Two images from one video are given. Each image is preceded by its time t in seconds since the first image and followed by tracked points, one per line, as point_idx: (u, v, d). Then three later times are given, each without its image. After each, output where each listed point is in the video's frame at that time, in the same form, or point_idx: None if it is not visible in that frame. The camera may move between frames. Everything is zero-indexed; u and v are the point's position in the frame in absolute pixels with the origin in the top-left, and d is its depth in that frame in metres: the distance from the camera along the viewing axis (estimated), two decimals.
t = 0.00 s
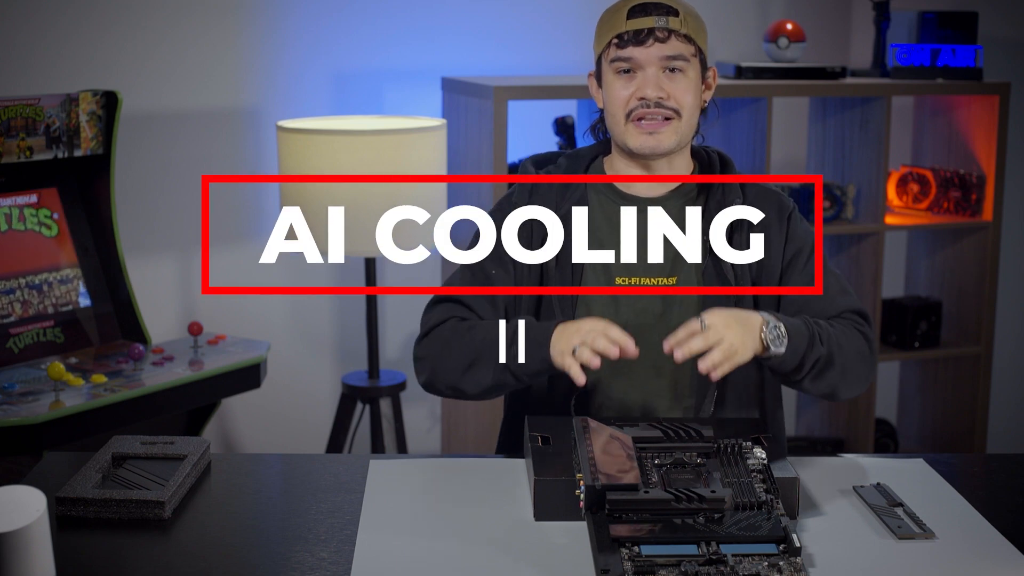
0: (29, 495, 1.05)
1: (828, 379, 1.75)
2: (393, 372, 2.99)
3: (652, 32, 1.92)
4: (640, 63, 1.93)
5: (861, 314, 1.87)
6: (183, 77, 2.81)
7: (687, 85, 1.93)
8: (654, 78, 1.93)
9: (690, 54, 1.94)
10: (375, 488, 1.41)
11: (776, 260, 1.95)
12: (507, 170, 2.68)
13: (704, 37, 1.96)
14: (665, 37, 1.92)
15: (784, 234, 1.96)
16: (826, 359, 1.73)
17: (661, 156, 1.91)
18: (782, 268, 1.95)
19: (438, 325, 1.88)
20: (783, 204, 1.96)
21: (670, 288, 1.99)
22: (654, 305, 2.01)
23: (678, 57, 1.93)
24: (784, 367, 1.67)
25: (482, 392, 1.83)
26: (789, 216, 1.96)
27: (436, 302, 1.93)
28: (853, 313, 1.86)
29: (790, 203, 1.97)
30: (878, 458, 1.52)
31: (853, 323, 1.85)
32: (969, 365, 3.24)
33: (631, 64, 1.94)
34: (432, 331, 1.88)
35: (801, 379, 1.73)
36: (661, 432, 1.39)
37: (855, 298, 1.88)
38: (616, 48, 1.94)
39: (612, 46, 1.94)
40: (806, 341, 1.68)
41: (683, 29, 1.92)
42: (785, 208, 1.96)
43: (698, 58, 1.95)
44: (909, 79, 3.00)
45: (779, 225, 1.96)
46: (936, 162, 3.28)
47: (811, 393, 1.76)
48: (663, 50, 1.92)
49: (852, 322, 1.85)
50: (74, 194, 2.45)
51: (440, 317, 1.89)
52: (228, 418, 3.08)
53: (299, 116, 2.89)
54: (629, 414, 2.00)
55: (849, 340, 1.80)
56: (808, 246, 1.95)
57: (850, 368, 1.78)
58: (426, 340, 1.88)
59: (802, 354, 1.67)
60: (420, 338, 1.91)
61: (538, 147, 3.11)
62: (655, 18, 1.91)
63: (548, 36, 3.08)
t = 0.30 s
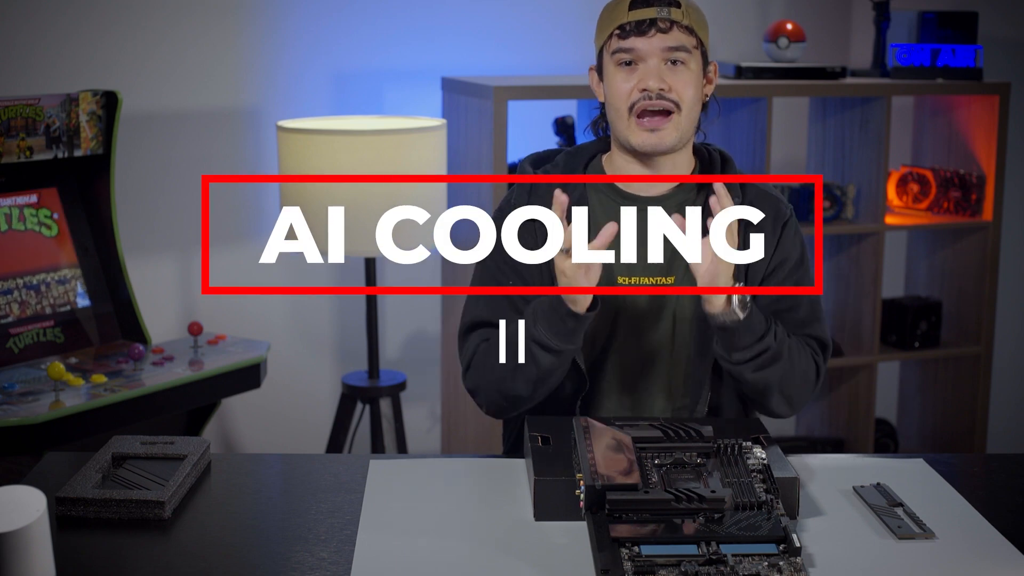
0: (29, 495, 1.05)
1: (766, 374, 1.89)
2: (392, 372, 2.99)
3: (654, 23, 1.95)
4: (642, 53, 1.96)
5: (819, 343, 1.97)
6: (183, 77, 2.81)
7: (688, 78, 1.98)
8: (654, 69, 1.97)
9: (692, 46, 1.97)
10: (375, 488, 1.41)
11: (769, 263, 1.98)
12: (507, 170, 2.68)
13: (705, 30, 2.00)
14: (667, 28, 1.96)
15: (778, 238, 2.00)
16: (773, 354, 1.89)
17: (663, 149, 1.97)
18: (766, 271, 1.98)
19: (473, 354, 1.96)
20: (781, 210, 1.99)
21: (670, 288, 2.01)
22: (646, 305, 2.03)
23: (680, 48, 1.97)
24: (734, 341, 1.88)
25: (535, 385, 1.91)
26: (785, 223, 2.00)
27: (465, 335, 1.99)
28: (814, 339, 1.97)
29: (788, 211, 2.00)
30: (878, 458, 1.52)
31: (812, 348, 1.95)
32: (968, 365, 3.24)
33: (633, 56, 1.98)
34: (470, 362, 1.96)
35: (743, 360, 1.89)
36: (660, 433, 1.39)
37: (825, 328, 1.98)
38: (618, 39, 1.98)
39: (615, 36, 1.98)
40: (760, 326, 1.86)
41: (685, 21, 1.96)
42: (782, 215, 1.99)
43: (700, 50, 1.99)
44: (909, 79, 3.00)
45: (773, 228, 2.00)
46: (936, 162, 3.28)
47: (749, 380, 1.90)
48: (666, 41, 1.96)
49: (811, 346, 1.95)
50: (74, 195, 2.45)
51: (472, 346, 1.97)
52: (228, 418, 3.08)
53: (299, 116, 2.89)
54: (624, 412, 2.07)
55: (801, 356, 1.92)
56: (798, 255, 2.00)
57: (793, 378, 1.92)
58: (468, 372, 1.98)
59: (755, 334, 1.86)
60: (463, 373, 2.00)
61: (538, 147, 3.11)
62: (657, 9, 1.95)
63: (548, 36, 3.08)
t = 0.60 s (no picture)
0: (28, 495, 1.05)
1: (761, 405, 1.98)
2: (392, 372, 2.99)
3: (651, 34, 1.90)
4: (639, 67, 1.92)
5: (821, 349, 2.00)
6: (183, 77, 2.81)
7: (685, 88, 1.94)
8: (652, 83, 1.93)
9: (688, 55, 1.93)
10: (374, 488, 1.41)
11: (769, 267, 1.98)
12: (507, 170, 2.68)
13: (700, 33, 1.95)
14: (663, 40, 1.91)
15: (778, 241, 2.00)
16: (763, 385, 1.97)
17: (658, 160, 1.98)
18: (770, 276, 1.99)
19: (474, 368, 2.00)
20: (780, 212, 1.99)
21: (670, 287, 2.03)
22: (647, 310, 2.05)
23: (677, 60, 1.93)
24: (722, 383, 1.98)
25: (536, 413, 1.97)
26: (785, 224, 2.00)
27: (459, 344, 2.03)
28: (812, 349, 1.99)
29: (787, 212, 2.00)
30: (878, 458, 1.52)
31: (808, 360, 1.99)
32: (968, 365, 3.24)
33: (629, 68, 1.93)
34: (468, 376, 2.00)
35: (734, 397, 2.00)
36: (661, 433, 1.39)
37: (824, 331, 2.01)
38: (614, 50, 1.92)
39: (611, 47, 1.92)
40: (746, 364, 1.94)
41: (682, 31, 1.91)
42: (781, 217, 2.00)
43: (696, 56, 1.95)
44: (909, 79, 3.00)
45: (774, 231, 2.00)
46: (936, 162, 3.28)
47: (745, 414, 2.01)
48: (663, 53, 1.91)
49: (807, 359, 1.99)
50: (74, 194, 2.45)
51: (471, 360, 2.00)
52: (228, 419, 3.08)
53: (299, 116, 2.89)
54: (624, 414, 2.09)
55: (794, 373, 1.98)
56: (799, 258, 2.00)
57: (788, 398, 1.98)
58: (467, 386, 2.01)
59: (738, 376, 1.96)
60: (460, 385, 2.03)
61: (538, 147, 3.11)
62: (654, 20, 1.89)
63: (548, 36, 3.08)
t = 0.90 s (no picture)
0: (29, 495, 1.05)
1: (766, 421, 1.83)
2: (392, 372, 2.99)
3: (644, 49, 1.89)
4: (632, 82, 1.91)
5: (823, 349, 1.92)
6: (184, 77, 2.81)
7: (680, 101, 1.93)
8: (645, 97, 1.92)
9: (682, 68, 1.92)
10: (375, 487, 1.41)
11: (768, 271, 1.95)
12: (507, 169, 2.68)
13: (695, 45, 1.93)
14: (657, 54, 1.89)
15: (777, 244, 1.97)
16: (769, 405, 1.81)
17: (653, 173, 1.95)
18: (770, 279, 1.95)
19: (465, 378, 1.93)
20: (779, 214, 1.97)
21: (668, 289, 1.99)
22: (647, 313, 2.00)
23: (671, 73, 1.91)
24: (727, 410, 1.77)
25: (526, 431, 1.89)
26: (783, 227, 1.97)
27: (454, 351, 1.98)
28: (811, 352, 1.90)
29: (785, 214, 1.97)
30: (878, 458, 1.52)
31: (807, 365, 1.89)
32: (968, 365, 3.24)
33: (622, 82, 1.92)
34: (460, 382, 1.93)
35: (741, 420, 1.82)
36: (661, 433, 1.39)
37: (825, 331, 1.93)
38: (608, 64, 1.92)
39: (603, 61, 1.92)
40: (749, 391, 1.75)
41: (675, 45, 1.89)
42: (780, 219, 1.97)
43: (690, 69, 1.93)
44: (909, 79, 3.00)
45: (773, 233, 1.97)
46: (936, 162, 3.28)
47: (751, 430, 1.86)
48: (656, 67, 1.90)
49: (805, 364, 1.89)
50: (74, 195, 2.45)
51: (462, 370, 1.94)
52: (228, 418, 3.08)
53: (299, 116, 2.89)
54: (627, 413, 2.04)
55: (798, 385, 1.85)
56: (799, 260, 1.96)
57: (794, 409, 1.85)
58: (459, 390, 1.95)
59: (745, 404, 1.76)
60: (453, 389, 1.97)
61: (538, 147, 3.11)
62: (647, 35, 1.88)
63: (548, 36, 3.08)
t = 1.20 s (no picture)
0: (28, 495, 1.05)
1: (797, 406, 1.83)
2: (392, 372, 2.99)
3: (647, 42, 1.89)
4: (635, 75, 1.90)
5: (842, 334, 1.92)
6: (184, 77, 2.81)
7: (684, 95, 1.92)
8: (649, 90, 1.91)
9: (685, 62, 1.91)
10: (375, 487, 1.41)
11: (771, 265, 1.97)
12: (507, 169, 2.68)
13: (696, 39, 1.94)
14: (660, 47, 1.89)
15: (778, 238, 1.98)
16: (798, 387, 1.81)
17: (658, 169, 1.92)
18: (775, 273, 1.97)
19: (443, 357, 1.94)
20: (779, 208, 1.98)
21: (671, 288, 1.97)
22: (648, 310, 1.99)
23: (674, 66, 1.91)
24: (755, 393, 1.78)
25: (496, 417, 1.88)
26: (784, 220, 1.98)
27: (437, 333, 1.98)
28: (833, 334, 1.91)
29: (785, 207, 1.99)
30: (878, 457, 1.52)
31: (833, 347, 1.89)
32: (968, 365, 3.24)
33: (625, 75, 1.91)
34: (435, 362, 1.94)
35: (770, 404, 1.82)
36: (661, 433, 1.39)
37: (843, 316, 1.93)
38: (610, 58, 1.92)
39: (606, 55, 1.92)
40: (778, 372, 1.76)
41: (678, 37, 1.89)
42: (780, 212, 1.98)
43: (692, 63, 1.93)
44: (909, 79, 3.00)
45: (773, 228, 1.98)
46: (936, 162, 3.28)
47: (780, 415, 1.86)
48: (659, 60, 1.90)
49: (831, 347, 1.89)
50: (74, 195, 2.45)
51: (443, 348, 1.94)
52: (228, 418, 3.08)
53: (299, 116, 2.89)
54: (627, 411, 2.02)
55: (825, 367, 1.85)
56: (803, 251, 1.97)
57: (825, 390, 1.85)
58: (433, 371, 1.94)
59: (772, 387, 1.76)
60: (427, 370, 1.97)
61: (538, 147, 3.11)
62: (649, 28, 1.89)
63: (548, 36, 3.08)
